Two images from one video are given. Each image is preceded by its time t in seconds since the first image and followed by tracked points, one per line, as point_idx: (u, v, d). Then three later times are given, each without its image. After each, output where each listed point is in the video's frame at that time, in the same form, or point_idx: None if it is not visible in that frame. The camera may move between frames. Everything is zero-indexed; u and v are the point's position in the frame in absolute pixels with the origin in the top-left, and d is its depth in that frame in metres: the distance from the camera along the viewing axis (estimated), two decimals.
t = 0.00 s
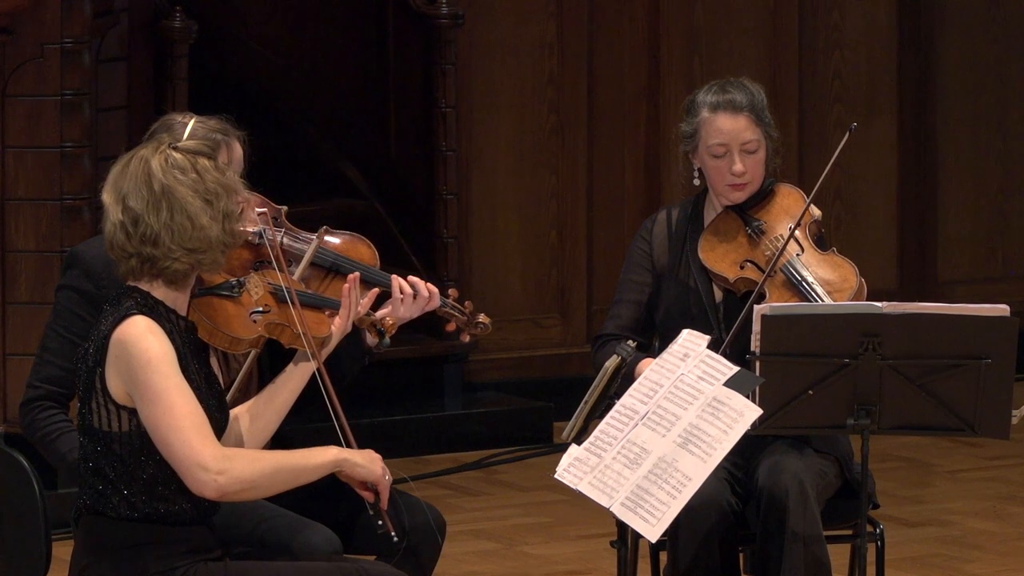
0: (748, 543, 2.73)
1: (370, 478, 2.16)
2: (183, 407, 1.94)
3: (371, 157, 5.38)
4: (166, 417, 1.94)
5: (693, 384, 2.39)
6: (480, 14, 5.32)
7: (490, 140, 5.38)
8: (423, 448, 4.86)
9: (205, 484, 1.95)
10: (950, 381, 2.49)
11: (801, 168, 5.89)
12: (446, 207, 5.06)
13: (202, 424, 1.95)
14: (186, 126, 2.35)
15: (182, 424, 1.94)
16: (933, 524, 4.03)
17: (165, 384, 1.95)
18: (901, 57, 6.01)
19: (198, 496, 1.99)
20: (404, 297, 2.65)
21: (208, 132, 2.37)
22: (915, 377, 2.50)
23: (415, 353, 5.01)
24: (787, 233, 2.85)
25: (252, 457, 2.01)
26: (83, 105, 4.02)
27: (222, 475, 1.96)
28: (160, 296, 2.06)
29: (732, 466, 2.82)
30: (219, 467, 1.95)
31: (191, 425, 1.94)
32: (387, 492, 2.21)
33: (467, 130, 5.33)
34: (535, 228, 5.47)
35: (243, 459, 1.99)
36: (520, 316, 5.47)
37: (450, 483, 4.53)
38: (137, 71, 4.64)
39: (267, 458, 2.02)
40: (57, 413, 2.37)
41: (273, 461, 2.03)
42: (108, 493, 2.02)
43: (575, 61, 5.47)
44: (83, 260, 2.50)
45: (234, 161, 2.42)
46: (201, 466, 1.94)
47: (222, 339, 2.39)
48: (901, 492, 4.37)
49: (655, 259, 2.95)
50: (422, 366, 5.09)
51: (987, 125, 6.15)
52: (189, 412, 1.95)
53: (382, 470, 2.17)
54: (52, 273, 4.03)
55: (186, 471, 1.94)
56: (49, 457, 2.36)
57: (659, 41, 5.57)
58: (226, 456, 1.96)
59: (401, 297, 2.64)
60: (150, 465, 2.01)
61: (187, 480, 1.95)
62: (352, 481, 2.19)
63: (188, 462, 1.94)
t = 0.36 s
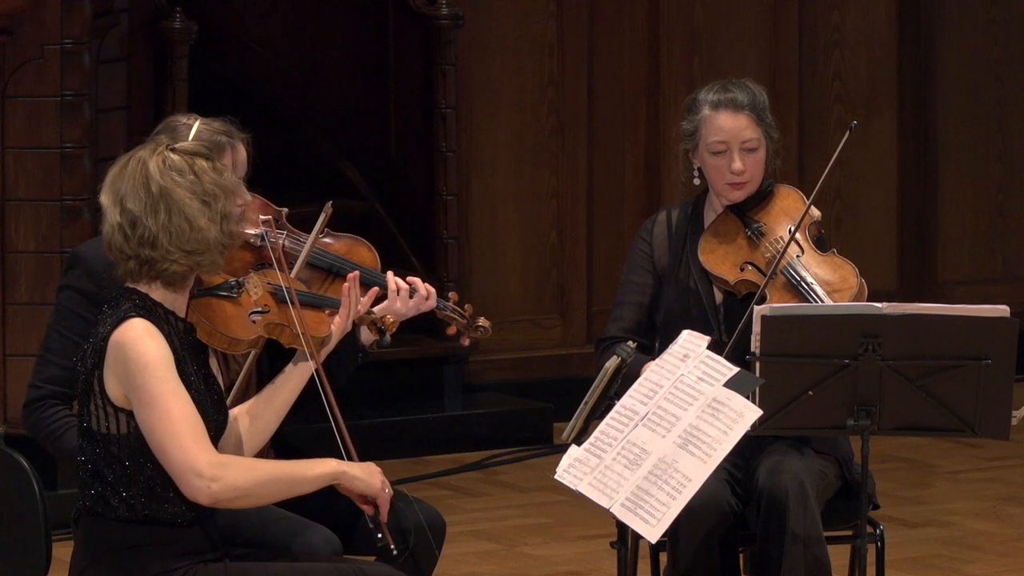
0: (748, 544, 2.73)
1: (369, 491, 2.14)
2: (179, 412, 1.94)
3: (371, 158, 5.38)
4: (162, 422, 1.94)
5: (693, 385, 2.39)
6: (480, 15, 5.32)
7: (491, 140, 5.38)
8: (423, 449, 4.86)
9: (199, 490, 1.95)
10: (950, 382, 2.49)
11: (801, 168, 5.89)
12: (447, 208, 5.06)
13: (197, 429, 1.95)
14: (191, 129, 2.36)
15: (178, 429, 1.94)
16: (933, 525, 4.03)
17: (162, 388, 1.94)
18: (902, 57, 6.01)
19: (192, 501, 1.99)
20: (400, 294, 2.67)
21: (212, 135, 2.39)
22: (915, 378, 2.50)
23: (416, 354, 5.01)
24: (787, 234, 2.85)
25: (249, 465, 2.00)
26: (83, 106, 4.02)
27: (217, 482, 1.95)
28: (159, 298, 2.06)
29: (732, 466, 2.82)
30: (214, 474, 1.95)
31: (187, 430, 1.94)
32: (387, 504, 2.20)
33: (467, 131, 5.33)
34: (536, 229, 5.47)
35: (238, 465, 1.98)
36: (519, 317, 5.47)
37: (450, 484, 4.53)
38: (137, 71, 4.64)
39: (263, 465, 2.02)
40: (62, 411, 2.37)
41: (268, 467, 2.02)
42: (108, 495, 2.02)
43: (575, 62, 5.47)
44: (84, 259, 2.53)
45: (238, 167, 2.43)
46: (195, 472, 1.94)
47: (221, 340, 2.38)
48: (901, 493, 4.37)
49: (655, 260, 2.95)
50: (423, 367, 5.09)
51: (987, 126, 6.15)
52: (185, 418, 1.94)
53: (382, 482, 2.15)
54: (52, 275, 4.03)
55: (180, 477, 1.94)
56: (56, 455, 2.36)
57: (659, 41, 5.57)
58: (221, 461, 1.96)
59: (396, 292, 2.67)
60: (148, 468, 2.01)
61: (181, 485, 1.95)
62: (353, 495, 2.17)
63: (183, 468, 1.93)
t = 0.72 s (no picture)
0: (748, 545, 2.73)
1: (363, 503, 2.11)
2: (174, 418, 1.94)
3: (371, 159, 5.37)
4: (157, 428, 1.94)
5: (693, 386, 2.39)
6: (480, 16, 5.32)
7: (491, 141, 5.38)
8: (423, 449, 4.86)
9: (191, 497, 1.94)
10: (950, 383, 2.49)
11: (801, 169, 5.89)
12: (446, 209, 5.06)
13: (192, 435, 1.95)
14: (198, 131, 2.36)
15: (172, 435, 1.94)
16: (933, 526, 4.03)
17: (157, 392, 1.94)
18: (901, 58, 6.01)
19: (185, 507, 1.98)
20: (404, 299, 2.68)
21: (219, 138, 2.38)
22: (916, 379, 2.50)
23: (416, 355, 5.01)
24: (787, 236, 2.85)
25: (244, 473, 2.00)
26: (83, 106, 4.02)
27: (209, 490, 1.95)
28: (157, 299, 2.07)
29: (732, 467, 2.82)
30: (207, 481, 1.94)
31: (180, 437, 1.94)
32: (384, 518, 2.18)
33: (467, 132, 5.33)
34: (536, 230, 5.47)
35: (232, 472, 1.98)
36: (520, 318, 5.47)
37: (450, 485, 4.53)
38: (137, 72, 4.64)
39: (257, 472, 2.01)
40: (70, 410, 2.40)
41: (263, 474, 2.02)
42: (107, 497, 2.02)
43: (575, 63, 5.46)
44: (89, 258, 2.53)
45: (247, 171, 2.43)
46: (188, 479, 1.93)
47: (219, 343, 2.39)
48: (901, 494, 4.37)
49: (655, 260, 2.95)
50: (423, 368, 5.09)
51: (987, 126, 6.15)
52: (179, 425, 1.94)
53: (378, 496, 2.13)
54: (53, 276, 4.03)
55: (173, 483, 1.94)
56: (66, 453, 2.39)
57: (659, 42, 5.57)
58: (215, 468, 1.95)
59: (402, 297, 2.68)
60: (146, 470, 2.01)
61: (174, 491, 1.94)
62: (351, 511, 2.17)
63: (176, 474, 1.93)
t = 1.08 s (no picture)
0: (748, 546, 2.72)
1: (360, 520, 2.11)
2: (170, 426, 1.94)
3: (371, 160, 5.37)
4: (152, 435, 1.94)
5: (693, 387, 2.39)
6: (480, 16, 5.32)
7: (491, 142, 5.38)
8: (423, 450, 4.86)
9: (184, 506, 1.94)
10: (950, 383, 2.49)
11: (801, 170, 5.89)
12: (446, 210, 5.07)
13: (186, 442, 1.95)
14: (208, 133, 2.38)
15: (167, 443, 1.93)
16: (934, 527, 4.03)
17: (154, 398, 1.94)
18: (902, 59, 6.01)
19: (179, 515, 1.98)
20: (407, 304, 2.65)
21: (228, 140, 2.39)
22: (916, 380, 2.50)
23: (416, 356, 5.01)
24: (786, 237, 2.85)
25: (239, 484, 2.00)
26: (83, 108, 4.02)
27: (202, 499, 1.95)
28: (156, 301, 2.07)
29: (732, 469, 2.81)
30: (200, 491, 1.94)
31: (175, 445, 1.94)
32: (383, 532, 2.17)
33: (467, 133, 5.33)
34: (536, 231, 5.47)
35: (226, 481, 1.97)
36: (520, 319, 5.47)
37: (450, 485, 4.53)
38: (137, 73, 4.64)
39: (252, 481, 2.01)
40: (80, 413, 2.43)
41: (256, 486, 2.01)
42: (106, 499, 2.03)
43: (575, 62, 5.46)
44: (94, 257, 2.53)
45: (256, 176, 2.44)
46: (181, 488, 1.93)
47: (218, 345, 2.40)
48: (901, 495, 4.37)
49: (654, 261, 2.95)
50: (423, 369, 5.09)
51: (987, 127, 6.15)
52: (174, 432, 1.94)
53: (375, 510, 2.14)
54: (53, 277, 4.03)
55: (167, 491, 1.94)
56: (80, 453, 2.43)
57: (660, 42, 5.57)
58: (209, 476, 1.95)
59: (404, 301, 2.65)
60: (144, 473, 2.01)
61: (167, 499, 1.94)
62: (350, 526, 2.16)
63: (170, 482, 1.93)
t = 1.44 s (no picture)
0: (748, 547, 2.72)
1: (358, 537, 2.06)
2: (165, 435, 1.94)
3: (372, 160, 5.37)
4: (147, 443, 1.94)
5: (693, 388, 2.39)
6: (480, 16, 5.32)
7: (490, 143, 5.38)
8: (423, 451, 4.87)
9: (176, 516, 1.94)
10: (950, 384, 2.49)
11: (802, 170, 5.89)
12: (447, 210, 5.09)
13: (181, 450, 1.94)
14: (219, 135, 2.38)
15: (161, 452, 1.93)
16: (934, 527, 4.03)
17: (150, 406, 1.94)
18: (902, 59, 6.00)
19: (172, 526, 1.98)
20: (413, 312, 2.65)
21: (238, 142, 2.38)
22: (915, 380, 2.50)
23: (417, 357, 5.01)
24: (783, 238, 2.86)
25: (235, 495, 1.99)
26: (83, 108, 4.02)
27: (196, 509, 1.94)
28: (154, 305, 2.07)
29: (732, 469, 2.81)
30: (193, 501, 1.94)
31: (169, 454, 1.93)
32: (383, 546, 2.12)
33: (467, 134, 5.33)
34: (535, 232, 5.47)
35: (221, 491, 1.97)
36: (521, 320, 5.47)
37: (450, 486, 4.54)
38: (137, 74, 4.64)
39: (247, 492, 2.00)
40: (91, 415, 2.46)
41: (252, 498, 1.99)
42: (106, 501, 2.03)
43: (575, 63, 5.46)
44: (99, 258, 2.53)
45: (264, 178, 2.41)
46: (174, 497, 1.93)
47: (217, 347, 2.38)
48: (900, 496, 4.37)
49: (652, 262, 2.95)
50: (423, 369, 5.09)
51: (987, 127, 6.15)
52: (169, 441, 1.94)
53: (373, 525, 2.08)
54: (53, 278, 4.04)
55: (160, 500, 1.94)
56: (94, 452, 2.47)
57: (659, 42, 5.57)
58: (202, 486, 1.94)
59: (410, 309, 2.65)
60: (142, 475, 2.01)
61: (161, 508, 1.94)
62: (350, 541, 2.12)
63: (164, 491, 1.93)
